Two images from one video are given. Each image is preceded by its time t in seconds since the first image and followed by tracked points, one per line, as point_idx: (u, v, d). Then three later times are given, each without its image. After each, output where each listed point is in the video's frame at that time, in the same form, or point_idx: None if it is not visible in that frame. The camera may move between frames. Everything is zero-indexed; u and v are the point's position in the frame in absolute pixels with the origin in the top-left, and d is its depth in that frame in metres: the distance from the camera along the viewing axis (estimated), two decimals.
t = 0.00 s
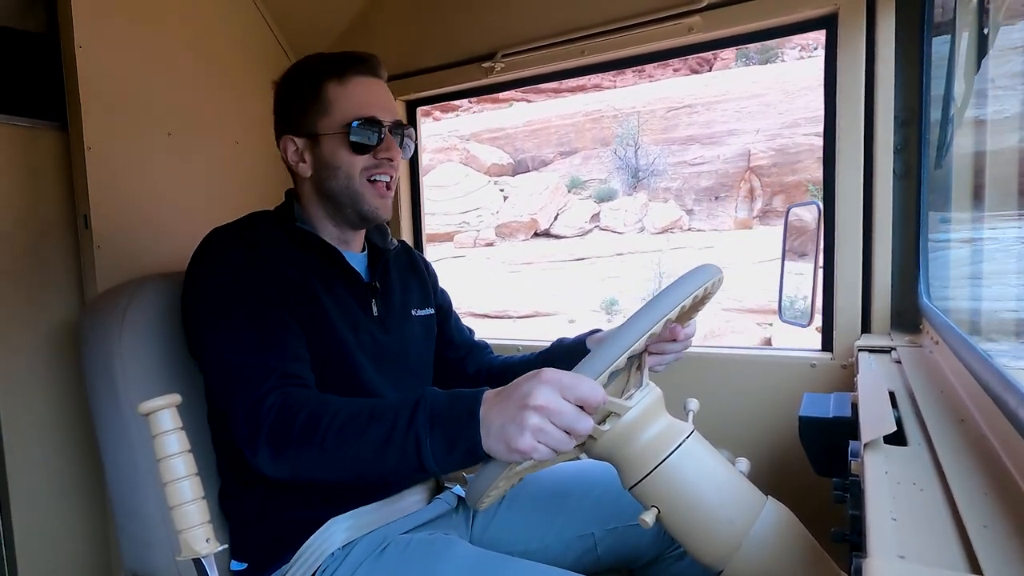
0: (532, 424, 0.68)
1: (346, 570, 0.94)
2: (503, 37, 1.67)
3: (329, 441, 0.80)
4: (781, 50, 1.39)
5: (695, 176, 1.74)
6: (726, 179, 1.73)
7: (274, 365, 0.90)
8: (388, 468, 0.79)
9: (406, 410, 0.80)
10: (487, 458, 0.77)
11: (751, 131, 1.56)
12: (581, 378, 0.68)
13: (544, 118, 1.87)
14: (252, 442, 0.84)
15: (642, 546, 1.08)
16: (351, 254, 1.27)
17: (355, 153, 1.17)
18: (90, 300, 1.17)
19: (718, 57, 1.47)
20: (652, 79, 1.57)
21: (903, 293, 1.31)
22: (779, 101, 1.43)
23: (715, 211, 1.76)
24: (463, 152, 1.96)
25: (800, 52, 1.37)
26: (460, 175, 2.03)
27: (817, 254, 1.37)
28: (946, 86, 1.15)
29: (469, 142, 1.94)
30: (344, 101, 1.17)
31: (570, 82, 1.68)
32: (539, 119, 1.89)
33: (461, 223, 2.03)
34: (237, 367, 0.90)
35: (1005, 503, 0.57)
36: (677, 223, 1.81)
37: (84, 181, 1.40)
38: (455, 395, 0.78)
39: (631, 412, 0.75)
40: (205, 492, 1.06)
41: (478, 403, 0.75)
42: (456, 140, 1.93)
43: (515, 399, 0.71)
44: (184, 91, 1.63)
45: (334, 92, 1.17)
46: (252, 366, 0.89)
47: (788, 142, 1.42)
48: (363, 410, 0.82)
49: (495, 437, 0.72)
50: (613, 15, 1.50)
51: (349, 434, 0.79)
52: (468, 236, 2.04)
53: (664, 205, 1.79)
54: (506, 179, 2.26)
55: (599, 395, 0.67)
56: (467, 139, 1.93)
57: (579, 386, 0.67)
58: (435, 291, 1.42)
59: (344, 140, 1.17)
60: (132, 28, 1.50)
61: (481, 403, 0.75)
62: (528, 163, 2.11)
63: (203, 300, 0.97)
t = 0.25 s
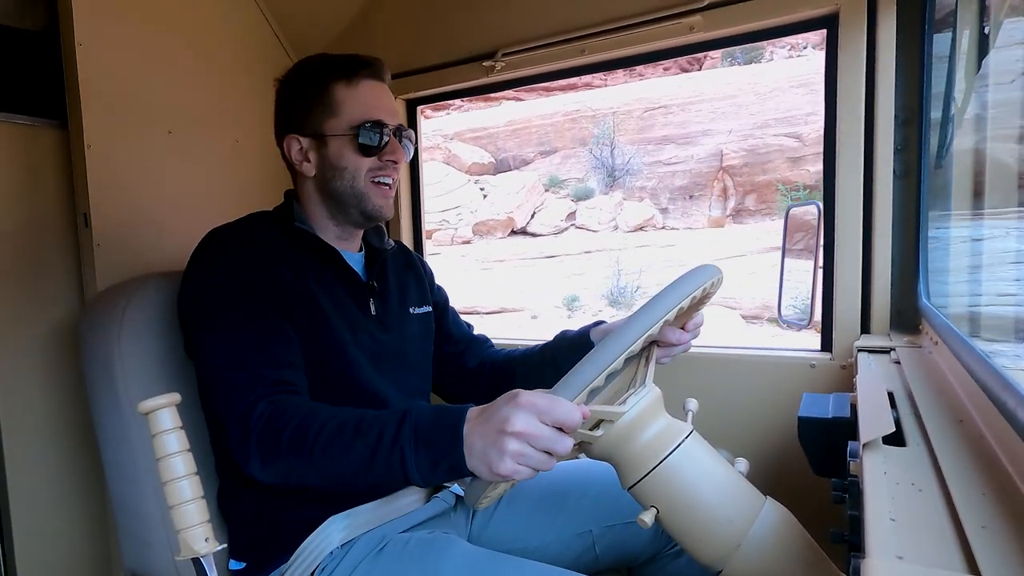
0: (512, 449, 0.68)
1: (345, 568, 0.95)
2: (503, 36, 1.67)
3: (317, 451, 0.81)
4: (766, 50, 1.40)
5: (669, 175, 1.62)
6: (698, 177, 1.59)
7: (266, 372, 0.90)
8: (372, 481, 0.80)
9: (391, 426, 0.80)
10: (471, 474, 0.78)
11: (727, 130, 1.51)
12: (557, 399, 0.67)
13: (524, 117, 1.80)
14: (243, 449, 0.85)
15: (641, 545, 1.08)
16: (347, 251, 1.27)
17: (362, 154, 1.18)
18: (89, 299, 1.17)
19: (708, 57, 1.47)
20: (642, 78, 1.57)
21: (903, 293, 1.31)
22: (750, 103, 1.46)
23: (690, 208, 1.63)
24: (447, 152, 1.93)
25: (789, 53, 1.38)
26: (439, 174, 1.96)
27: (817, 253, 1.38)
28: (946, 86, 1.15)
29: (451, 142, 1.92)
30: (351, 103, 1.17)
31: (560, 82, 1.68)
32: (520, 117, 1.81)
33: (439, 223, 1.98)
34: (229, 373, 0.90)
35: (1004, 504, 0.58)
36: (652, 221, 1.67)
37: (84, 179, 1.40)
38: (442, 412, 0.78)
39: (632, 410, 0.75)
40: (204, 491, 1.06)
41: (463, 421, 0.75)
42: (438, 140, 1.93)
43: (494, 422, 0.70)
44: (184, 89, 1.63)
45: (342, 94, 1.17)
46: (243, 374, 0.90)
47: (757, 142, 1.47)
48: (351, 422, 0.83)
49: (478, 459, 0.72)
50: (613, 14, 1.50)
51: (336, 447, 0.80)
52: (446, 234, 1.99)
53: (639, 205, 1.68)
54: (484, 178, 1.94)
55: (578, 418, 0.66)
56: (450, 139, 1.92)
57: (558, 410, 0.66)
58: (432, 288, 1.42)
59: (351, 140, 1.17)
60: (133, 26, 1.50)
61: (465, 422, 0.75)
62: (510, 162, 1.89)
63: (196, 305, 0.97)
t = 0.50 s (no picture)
0: (538, 416, 0.68)
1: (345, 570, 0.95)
2: (503, 36, 1.67)
3: (333, 435, 0.80)
4: (736, 57, 1.46)
5: (634, 182, 1.80)
6: (661, 185, 1.79)
7: (280, 357, 0.91)
8: (391, 464, 0.79)
9: (407, 410, 0.79)
10: (489, 456, 0.77)
11: (687, 139, 1.62)
12: (584, 370, 0.68)
13: (494, 128, 1.93)
14: (260, 436, 0.85)
15: (642, 546, 1.08)
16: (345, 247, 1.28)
17: (320, 164, 1.16)
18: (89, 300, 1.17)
19: (681, 63, 1.52)
20: (618, 85, 1.62)
21: (902, 293, 1.31)
22: (709, 110, 1.57)
23: (655, 214, 1.86)
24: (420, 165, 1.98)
25: (761, 58, 1.43)
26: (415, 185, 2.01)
27: (817, 254, 1.38)
28: (946, 86, 1.15)
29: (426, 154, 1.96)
30: (308, 112, 1.14)
31: (539, 91, 1.74)
32: (490, 128, 1.93)
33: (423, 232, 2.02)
34: (244, 358, 0.90)
35: (1004, 504, 0.57)
36: (614, 228, 1.88)
37: (83, 180, 1.40)
38: (459, 393, 0.78)
39: (630, 413, 0.75)
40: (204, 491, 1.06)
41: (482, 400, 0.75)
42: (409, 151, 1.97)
43: (519, 392, 0.71)
44: (184, 90, 1.63)
45: (300, 103, 1.15)
46: (256, 362, 0.90)
47: (713, 150, 1.62)
48: (367, 404, 0.82)
49: (501, 432, 0.72)
50: (613, 15, 1.50)
51: (353, 429, 0.80)
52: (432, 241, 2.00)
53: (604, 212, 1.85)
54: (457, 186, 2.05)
55: (603, 387, 0.68)
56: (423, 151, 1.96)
57: (584, 377, 0.68)
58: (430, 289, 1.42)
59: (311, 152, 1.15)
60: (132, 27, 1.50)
61: (485, 401, 0.75)
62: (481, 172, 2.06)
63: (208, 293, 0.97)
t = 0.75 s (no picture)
0: (531, 425, 0.68)
1: (345, 570, 0.95)
2: (503, 36, 1.67)
3: (331, 440, 0.81)
4: (720, 64, 1.48)
5: (612, 186, 2.01)
6: (639, 188, 1.97)
7: (274, 366, 0.90)
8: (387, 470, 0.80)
9: (404, 414, 0.80)
10: (481, 462, 0.78)
11: (663, 142, 1.67)
12: (576, 381, 0.68)
13: (477, 134, 2.03)
14: (258, 442, 0.85)
15: (642, 545, 1.08)
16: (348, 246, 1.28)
17: (322, 167, 1.15)
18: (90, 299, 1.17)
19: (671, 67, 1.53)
20: (610, 89, 1.66)
21: (903, 292, 1.31)
22: (685, 114, 1.61)
23: (632, 217, 2.10)
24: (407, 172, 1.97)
25: (752, 61, 1.45)
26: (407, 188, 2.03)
27: (817, 254, 1.38)
28: (947, 85, 1.15)
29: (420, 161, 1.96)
30: (311, 115, 1.14)
31: (532, 95, 1.78)
32: (472, 134, 2.04)
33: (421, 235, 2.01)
34: (239, 368, 0.90)
35: (1004, 503, 0.57)
36: (593, 231, 2.05)
37: (84, 179, 1.40)
38: (453, 399, 0.79)
39: (631, 411, 0.75)
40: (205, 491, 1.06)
41: (474, 407, 0.76)
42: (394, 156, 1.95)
43: (512, 401, 0.71)
44: (184, 89, 1.63)
45: (303, 105, 1.14)
46: (253, 369, 0.90)
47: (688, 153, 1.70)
48: (363, 410, 0.83)
49: (495, 440, 0.72)
50: (613, 13, 1.50)
51: (349, 434, 0.81)
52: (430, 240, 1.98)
53: (582, 214, 2.02)
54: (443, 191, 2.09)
55: (594, 398, 0.68)
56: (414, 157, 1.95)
57: (574, 388, 0.67)
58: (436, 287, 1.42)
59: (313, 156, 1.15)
60: (133, 26, 1.50)
61: (478, 407, 0.76)
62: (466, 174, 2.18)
63: (206, 300, 0.97)
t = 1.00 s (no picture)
0: (529, 427, 0.68)
1: (347, 569, 0.94)
2: (503, 36, 1.67)
3: (331, 441, 0.81)
4: (705, 79, 1.54)
5: (590, 199, 1.93)
6: (615, 202, 1.91)
7: (280, 364, 0.90)
8: (387, 470, 0.80)
9: (404, 415, 0.80)
10: (481, 464, 0.77)
11: (639, 158, 1.73)
12: (575, 380, 0.68)
13: (462, 147, 1.92)
14: (262, 440, 0.86)
15: (643, 546, 1.08)
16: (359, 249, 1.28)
17: (359, 165, 1.16)
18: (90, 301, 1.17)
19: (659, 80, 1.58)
20: (601, 102, 1.68)
21: (902, 292, 1.31)
22: (661, 131, 1.65)
23: (610, 230, 1.97)
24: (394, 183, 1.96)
25: (741, 75, 1.52)
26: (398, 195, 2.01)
27: (817, 254, 1.38)
28: (946, 84, 1.15)
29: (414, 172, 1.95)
30: (349, 111, 1.15)
31: (524, 108, 1.82)
32: (458, 148, 1.92)
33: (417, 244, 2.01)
34: (246, 364, 0.90)
35: (1004, 503, 0.57)
36: (570, 243, 1.96)
37: (84, 180, 1.40)
38: (453, 400, 0.78)
39: (633, 410, 0.75)
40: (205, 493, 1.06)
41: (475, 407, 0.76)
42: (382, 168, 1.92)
43: (509, 404, 0.71)
44: (184, 91, 1.63)
45: (341, 101, 1.15)
46: (256, 367, 0.90)
47: (663, 168, 1.70)
48: (364, 411, 0.83)
49: (490, 443, 0.72)
50: (613, 14, 1.50)
51: (350, 433, 0.80)
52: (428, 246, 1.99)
53: (561, 227, 1.95)
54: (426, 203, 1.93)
55: (595, 401, 0.68)
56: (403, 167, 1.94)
57: (572, 390, 0.67)
58: (440, 291, 1.42)
59: (348, 151, 1.15)
60: (132, 27, 1.50)
61: (477, 408, 0.75)
62: (449, 189, 1.99)
63: (213, 294, 0.97)
